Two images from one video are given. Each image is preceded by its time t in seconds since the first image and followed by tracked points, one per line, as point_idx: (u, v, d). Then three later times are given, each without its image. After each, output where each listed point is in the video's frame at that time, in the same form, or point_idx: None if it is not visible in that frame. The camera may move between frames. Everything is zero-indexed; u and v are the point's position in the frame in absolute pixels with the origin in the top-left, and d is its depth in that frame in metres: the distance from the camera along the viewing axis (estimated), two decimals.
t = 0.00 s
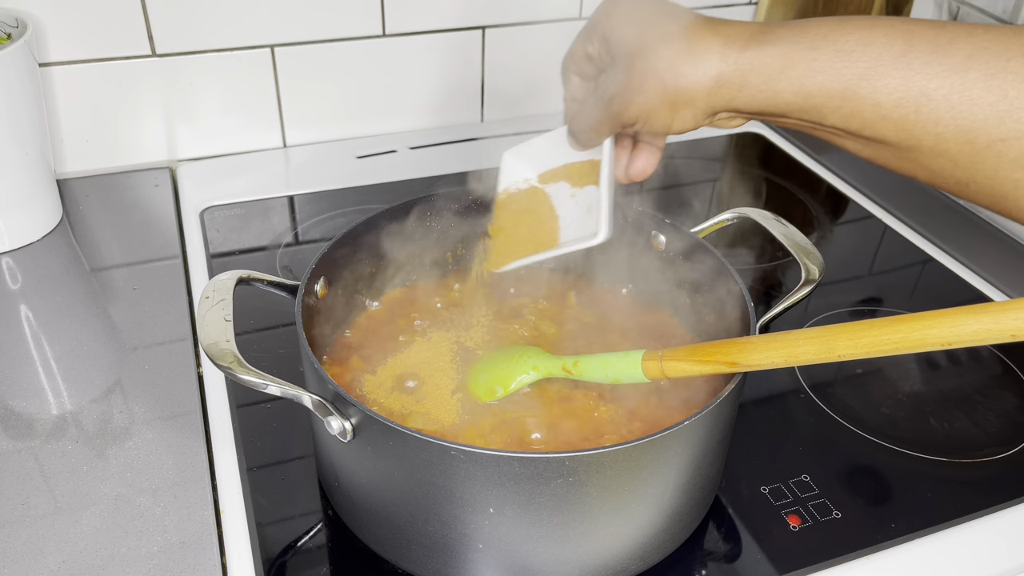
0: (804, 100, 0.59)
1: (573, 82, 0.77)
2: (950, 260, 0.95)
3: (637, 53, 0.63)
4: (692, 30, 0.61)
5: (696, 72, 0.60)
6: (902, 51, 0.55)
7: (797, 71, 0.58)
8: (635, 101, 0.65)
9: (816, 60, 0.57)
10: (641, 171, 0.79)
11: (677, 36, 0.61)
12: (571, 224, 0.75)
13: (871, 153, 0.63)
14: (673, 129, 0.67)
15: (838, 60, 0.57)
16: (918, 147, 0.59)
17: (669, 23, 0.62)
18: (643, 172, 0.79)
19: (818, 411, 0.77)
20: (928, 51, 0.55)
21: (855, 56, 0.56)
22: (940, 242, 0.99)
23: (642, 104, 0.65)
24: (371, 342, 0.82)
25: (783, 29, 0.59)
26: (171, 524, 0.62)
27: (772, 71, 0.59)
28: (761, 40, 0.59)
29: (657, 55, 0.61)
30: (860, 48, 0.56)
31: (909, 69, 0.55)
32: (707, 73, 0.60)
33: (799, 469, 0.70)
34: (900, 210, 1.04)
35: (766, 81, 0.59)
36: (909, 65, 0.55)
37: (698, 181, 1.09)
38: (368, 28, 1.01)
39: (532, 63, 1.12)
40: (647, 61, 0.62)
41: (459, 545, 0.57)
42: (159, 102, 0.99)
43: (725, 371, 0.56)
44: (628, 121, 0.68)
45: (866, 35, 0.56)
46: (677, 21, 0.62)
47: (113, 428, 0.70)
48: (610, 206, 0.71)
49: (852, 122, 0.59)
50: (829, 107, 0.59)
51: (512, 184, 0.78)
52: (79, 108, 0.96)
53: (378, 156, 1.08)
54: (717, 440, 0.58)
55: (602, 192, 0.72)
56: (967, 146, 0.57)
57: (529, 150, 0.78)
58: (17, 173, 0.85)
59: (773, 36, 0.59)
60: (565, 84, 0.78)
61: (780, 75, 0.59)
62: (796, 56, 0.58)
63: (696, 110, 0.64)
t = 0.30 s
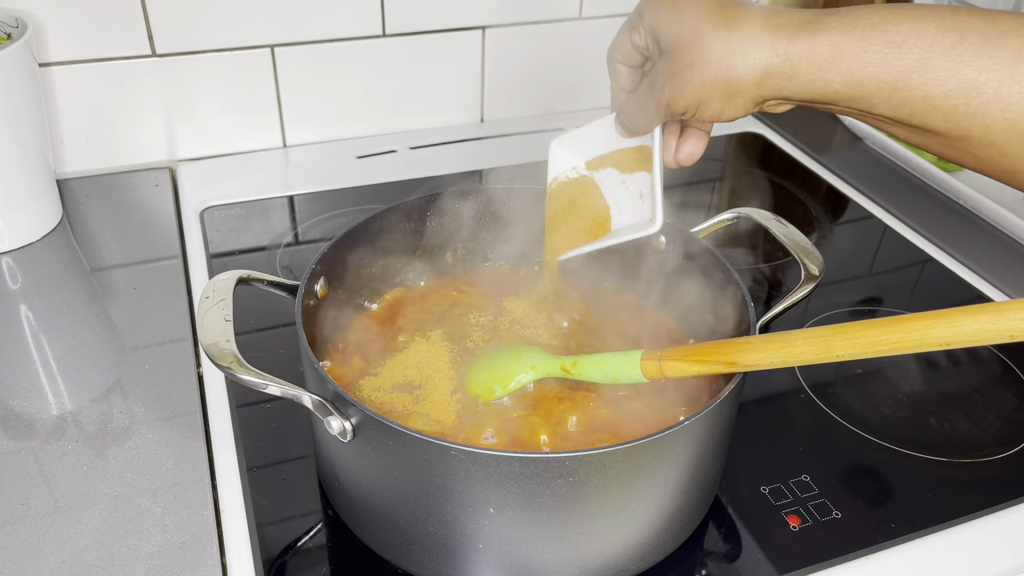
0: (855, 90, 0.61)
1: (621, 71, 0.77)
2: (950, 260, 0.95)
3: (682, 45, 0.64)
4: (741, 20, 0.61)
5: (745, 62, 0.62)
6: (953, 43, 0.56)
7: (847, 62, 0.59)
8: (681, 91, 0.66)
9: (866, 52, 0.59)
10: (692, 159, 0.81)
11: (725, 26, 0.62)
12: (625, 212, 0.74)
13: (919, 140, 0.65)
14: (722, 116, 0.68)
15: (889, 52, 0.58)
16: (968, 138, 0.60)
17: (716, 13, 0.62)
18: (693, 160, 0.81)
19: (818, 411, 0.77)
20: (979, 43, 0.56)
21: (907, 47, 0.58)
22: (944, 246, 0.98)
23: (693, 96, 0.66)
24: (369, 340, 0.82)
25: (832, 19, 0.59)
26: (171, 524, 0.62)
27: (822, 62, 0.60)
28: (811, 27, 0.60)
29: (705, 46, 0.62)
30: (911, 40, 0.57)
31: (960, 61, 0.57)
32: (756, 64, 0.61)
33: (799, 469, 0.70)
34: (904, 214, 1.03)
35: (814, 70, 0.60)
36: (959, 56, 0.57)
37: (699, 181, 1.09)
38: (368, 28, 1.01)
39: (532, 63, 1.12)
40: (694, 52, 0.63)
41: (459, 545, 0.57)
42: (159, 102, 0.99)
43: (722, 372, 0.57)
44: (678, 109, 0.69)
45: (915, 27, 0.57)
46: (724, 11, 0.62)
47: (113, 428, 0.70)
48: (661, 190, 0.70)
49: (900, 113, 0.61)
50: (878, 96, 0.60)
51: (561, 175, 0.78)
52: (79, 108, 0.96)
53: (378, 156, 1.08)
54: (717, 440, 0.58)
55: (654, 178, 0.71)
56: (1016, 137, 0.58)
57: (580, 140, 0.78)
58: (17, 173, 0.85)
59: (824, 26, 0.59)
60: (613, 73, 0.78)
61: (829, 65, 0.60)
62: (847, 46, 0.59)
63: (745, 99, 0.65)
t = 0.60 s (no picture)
0: (887, 86, 0.61)
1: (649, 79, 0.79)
2: (950, 260, 0.95)
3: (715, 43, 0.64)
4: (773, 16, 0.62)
5: (778, 57, 0.62)
6: (990, 43, 0.57)
7: (880, 57, 0.59)
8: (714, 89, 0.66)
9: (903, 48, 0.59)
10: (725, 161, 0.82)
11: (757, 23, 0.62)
12: (657, 220, 0.75)
13: (949, 141, 0.64)
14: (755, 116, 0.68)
15: (925, 48, 0.58)
16: (999, 141, 0.60)
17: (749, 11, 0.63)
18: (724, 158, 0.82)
19: (818, 410, 0.77)
20: (1016, 44, 0.56)
21: (943, 45, 0.58)
22: (947, 247, 0.98)
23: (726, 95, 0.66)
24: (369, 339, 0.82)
25: (866, 14, 0.60)
26: (171, 524, 0.62)
27: (856, 56, 0.60)
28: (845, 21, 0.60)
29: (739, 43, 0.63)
30: (948, 37, 0.58)
31: (995, 61, 0.57)
32: (789, 58, 0.62)
33: (799, 469, 0.70)
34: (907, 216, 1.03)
35: (846, 65, 0.60)
36: (996, 57, 0.57)
37: (699, 181, 1.09)
38: (368, 28, 1.01)
39: (532, 63, 1.12)
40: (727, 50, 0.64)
41: (459, 545, 0.57)
42: (159, 102, 0.99)
43: (723, 373, 0.57)
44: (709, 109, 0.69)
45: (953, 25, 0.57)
46: (757, 8, 0.63)
47: (113, 428, 0.70)
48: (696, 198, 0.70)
49: (932, 110, 0.61)
50: (911, 95, 0.61)
51: (592, 185, 0.80)
52: (79, 108, 0.96)
53: (379, 156, 1.08)
54: (716, 440, 0.58)
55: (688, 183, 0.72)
56: None
57: (611, 150, 0.79)
58: (17, 174, 0.85)
59: (859, 20, 0.60)
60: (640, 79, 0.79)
61: (863, 61, 0.60)
62: (881, 41, 0.59)
63: (779, 95, 0.65)
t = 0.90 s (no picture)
0: (892, 105, 0.61)
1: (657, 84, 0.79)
2: (950, 260, 0.95)
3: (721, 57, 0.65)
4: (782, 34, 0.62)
5: (784, 76, 0.62)
6: (994, 62, 0.57)
7: (885, 77, 0.59)
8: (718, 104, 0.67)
9: (905, 72, 0.59)
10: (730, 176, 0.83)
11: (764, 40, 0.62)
12: (657, 226, 0.72)
13: (956, 160, 0.65)
14: (758, 131, 0.69)
15: (929, 68, 0.58)
16: (1007, 157, 0.60)
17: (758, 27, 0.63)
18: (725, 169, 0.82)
19: (818, 411, 0.77)
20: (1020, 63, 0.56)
21: (946, 64, 0.58)
22: (948, 249, 0.98)
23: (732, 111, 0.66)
24: (369, 339, 0.82)
25: (872, 34, 0.59)
26: (171, 524, 0.62)
27: (861, 76, 0.60)
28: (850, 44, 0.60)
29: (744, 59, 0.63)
30: (951, 57, 0.58)
31: (1000, 80, 0.57)
32: (795, 78, 0.62)
33: (799, 469, 0.70)
34: (908, 217, 1.03)
35: (851, 85, 0.61)
36: (999, 76, 0.57)
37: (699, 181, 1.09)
38: (368, 28, 1.01)
39: (531, 63, 1.12)
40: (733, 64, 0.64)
41: (459, 545, 0.57)
42: (159, 103, 0.99)
43: (722, 374, 0.57)
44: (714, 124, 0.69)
45: (954, 44, 0.58)
46: (767, 25, 0.63)
47: (113, 428, 0.70)
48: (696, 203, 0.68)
49: (937, 129, 0.61)
50: (915, 113, 0.61)
51: (597, 188, 0.78)
52: (79, 108, 0.96)
53: (378, 156, 1.08)
54: (716, 440, 0.58)
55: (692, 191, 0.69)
56: None
57: (614, 152, 0.78)
58: (17, 174, 0.85)
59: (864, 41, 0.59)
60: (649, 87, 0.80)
61: (867, 81, 0.60)
62: (886, 62, 0.59)
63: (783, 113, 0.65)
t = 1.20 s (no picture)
0: (900, 111, 0.61)
1: (661, 84, 0.79)
2: (950, 260, 0.95)
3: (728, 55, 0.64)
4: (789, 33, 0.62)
5: (790, 79, 0.61)
6: (1005, 67, 0.57)
7: (893, 82, 0.59)
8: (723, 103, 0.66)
9: (916, 79, 0.59)
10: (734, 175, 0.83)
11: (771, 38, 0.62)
12: (662, 226, 0.74)
13: (965, 165, 0.65)
14: (764, 134, 0.68)
15: (939, 73, 0.58)
16: (1016, 164, 0.60)
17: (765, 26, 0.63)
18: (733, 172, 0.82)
19: (818, 410, 0.77)
20: None
21: (956, 70, 0.58)
22: (951, 251, 0.98)
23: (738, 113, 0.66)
24: (369, 339, 0.82)
25: (881, 38, 0.59)
26: (171, 524, 0.62)
27: (868, 83, 0.60)
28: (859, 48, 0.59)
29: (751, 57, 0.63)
30: (962, 62, 0.58)
31: (1011, 86, 0.57)
32: (801, 81, 0.61)
33: (799, 469, 0.70)
34: (910, 219, 1.03)
35: (859, 90, 0.60)
36: (1010, 81, 0.57)
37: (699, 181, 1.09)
38: (369, 28, 1.01)
39: (532, 63, 1.12)
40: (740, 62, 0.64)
41: (459, 545, 0.57)
42: (159, 103, 0.99)
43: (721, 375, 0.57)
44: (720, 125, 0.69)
45: (968, 51, 0.57)
46: (774, 26, 0.62)
47: (113, 428, 0.70)
48: (701, 204, 0.68)
49: (947, 135, 0.61)
50: (924, 119, 0.61)
51: (598, 185, 0.80)
52: (79, 108, 0.96)
53: (379, 156, 1.08)
54: (716, 440, 0.58)
55: (694, 191, 0.70)
56: None
57: (616, 151, 0.79)
58: (17, 174, 0.85)
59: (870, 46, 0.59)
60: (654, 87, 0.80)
61: (875, 86, 0.60)
62: (895, 67, 0.59)
63: (788, 116, 0.65)
